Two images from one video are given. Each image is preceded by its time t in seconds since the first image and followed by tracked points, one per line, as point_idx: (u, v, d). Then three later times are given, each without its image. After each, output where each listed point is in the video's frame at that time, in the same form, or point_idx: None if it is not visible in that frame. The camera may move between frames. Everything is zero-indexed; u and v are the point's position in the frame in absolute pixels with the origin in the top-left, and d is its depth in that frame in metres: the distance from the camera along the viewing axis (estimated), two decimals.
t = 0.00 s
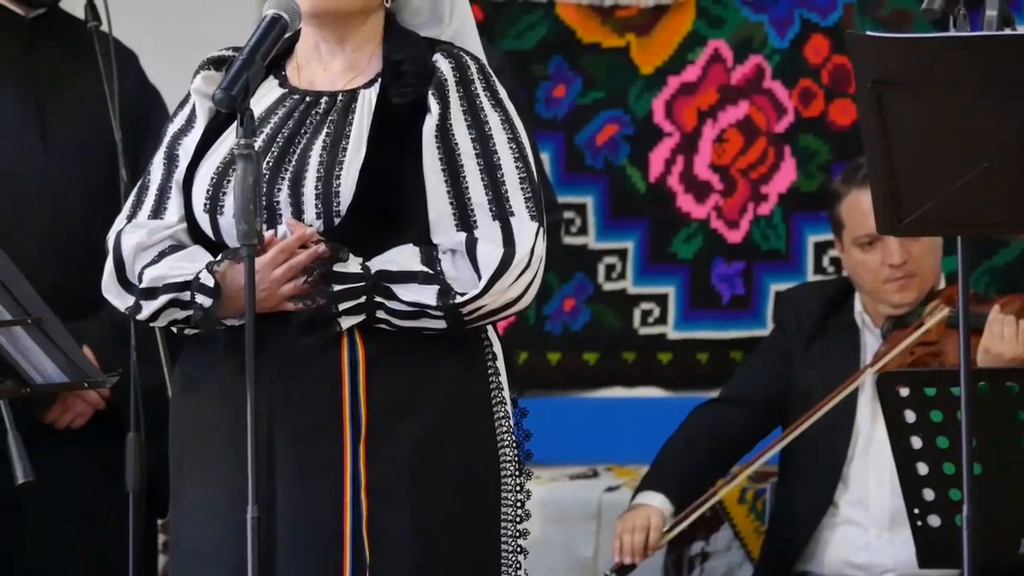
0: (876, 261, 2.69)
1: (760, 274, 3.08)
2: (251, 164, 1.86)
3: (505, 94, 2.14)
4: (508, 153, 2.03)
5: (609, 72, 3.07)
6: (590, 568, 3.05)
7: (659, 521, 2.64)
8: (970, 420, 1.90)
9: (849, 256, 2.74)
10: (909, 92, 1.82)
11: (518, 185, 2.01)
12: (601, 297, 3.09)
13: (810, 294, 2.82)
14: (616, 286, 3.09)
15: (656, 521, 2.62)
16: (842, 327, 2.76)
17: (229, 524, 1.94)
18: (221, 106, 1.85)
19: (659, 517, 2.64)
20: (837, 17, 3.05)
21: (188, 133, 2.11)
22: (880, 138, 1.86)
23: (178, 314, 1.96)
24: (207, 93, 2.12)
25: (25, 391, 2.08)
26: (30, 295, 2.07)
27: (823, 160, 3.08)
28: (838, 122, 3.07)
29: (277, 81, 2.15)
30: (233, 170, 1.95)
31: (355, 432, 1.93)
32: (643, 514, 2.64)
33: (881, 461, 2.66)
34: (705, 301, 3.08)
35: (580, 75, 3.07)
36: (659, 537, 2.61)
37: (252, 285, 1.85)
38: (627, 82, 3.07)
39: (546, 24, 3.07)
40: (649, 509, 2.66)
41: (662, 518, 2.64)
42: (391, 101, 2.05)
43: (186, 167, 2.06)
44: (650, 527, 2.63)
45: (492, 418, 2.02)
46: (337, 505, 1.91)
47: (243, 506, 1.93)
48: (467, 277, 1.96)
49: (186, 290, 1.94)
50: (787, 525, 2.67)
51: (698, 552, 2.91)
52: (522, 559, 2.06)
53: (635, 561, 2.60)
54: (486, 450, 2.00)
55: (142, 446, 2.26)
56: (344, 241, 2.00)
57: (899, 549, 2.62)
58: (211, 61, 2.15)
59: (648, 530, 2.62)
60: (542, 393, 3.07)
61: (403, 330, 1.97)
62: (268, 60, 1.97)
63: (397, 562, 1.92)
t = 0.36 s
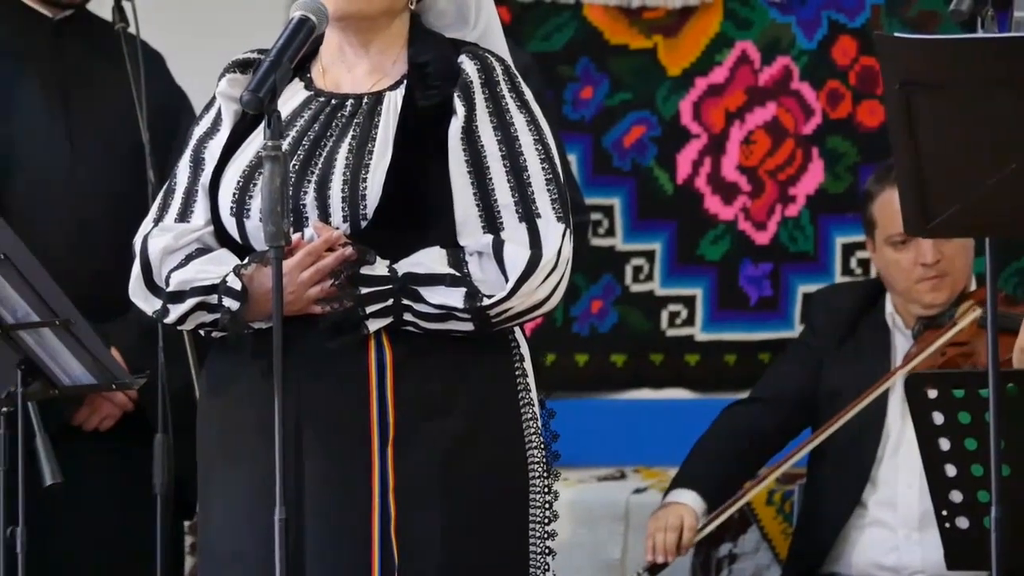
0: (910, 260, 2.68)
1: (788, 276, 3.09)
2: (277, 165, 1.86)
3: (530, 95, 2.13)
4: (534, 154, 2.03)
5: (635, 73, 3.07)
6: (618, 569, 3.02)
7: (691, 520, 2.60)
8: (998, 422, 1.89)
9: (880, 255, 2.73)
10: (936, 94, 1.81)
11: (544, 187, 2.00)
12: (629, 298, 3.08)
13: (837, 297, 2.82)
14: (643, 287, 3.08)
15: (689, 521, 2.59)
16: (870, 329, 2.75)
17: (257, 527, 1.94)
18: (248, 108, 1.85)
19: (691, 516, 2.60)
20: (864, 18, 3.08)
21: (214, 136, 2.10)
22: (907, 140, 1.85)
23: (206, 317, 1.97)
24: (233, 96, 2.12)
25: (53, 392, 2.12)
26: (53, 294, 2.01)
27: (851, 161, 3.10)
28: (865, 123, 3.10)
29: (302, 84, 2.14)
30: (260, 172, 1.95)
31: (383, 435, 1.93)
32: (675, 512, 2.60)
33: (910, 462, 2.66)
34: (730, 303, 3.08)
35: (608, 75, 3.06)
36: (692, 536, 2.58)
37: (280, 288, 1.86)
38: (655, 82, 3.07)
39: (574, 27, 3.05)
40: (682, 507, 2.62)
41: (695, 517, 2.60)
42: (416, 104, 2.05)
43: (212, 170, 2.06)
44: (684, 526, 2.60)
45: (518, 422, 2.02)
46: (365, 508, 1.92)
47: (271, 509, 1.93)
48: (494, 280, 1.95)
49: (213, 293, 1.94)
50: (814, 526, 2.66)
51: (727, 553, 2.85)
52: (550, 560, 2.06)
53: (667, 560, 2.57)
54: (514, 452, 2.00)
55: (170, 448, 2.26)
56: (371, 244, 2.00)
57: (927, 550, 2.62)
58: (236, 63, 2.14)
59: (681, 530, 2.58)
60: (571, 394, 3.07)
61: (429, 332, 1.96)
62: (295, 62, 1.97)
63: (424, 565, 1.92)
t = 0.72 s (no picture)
0: (941, 258, 2.65)
1: (815, 278, 3.08)
2: (303, 168, 1.87)
3: (556, 97, 2.13)
4: (559, 157, 2.02)
5: (662, 74, 3.06)
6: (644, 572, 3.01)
7: (761, 491, 2.58)
8: None
9: (912, 253, 2.71)
10: (963, 96, 1.79)
11: (570, 190, 2.00)
12: (655, 300, 3.07)
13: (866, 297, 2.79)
14: (670, 290, 3.07)
15: (760, 490, 2.57)
16: (898, 330, 2.73)
17: (283, 529, 1.94)
18: (275, 110, 1.85)
19: (761, 485, 2.58)
20: (892, 20, 3.08)
21: (240, 138, 2.09)
22: (934, 142, 1.84)
23: (231, 320, 1.96)
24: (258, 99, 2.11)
25: (79, 393, 2.13)
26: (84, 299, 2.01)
27: (878, 164, 3.09)
28: (892, 126, 3.09)
29: (328, 86, 2.14)
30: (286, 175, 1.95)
31: (407, 437, 1.93)
32: (746, 482, 2.58)
33: (940, 462, 2.62)
34: (757, 305, 3.08)
35: (634, 78, 3.06)
36: (765, 505, 2.55)
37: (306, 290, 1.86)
38: (682, 84, 3.06)
39: (600, 29, 3.05)
40: (746, 477, 2.60)
41: (764, 487, 2.58)
42: (442, 106, 2.05)
43: (237, 173, 2.06)
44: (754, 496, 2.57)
45: (543, 425, 2.02)
46: (390, 510, 1.91)
47: (296, 511, 1.93)
48: (520, 282, 1.96)
49: (238, 295, 1.94)
50: (840, 529, 2.65)
51: (753, 557, 2.82)
52: (575, 563, 2.06)
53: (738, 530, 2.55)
54: (539, 455, 2.00)
55: (196, 449, 2.26)
56: (397, 246, 2.00)
57: (956, 551, 2.59)
58: (261, 66, 2.12)
59: (752, 500, 2.56)
60: (598, 397, 3.06)
61: (455, 334, 1.96)
62: (321, 63, 1.98)
63: (450, 568, 1.92)
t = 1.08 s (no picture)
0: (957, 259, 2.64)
1: (833, 280, 3.08)
2: (323, 171, 1.87)
3: (574, 100, 2.13)
4: (577, 160, 2.02)
5: (681, 76, 3.05)
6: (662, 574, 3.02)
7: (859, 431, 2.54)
8: None
9: (928, 255, 2.70)
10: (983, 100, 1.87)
11: (588, 193, 2.00)
12: (673, 303, 3.07)
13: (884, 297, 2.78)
14: (689, 293, 3.07)
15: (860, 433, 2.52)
16: (916, 332, 2.72)
17: (302, 531, 1.94)
18: (295, 114, 1.86)
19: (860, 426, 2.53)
20: (911, 23, 3.07)
21: (259, 141, 2.10)
22: (953, 145, 1.91)
23: (250, 322, 1.97)
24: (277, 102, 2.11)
25: (99, 396, 2.14)
26: (102, 301, 2.00)
27: (898, 167, 3.09)
28: (911, 129, 3.09)
29: (347, 89, 2.14)
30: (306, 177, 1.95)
31: (426, 440, 1.94)
32: (846, 423, 2.53)
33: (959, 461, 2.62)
34: (776, 307, 3.07)
35: (654, 81, 3.05)
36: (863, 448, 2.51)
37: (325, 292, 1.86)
38: (701, 87, 3.05)
39: (619, 32, 3.03)
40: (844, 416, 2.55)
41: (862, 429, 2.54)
42: (460, 109, 2.05)
43: (257, 176, 2.06)
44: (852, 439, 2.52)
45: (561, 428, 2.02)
46: (408, 513, 1.92)
47: (315, 513, 1.94)
48: (537, 284, 1.96)
49: (257, 298, 1.95)
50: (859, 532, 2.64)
51: (771, 559, 3.02)
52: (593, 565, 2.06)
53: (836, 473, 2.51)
54: (557, 457, 2.00)
55: (215, 451, 2.26)
56: (416, 248, 2.01)
57: (973, 551, 2.59)
58: (281, 69, 2.12)
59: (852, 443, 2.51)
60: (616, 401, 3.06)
61: (473, 336, 1.97)
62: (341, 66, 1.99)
63: (468, 571, 1.92)
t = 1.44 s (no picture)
0: (968, 263, 2.63)
1: (852, 284, 3.08)
2: (341, 175, 1.87)
3: (593, 105, 2.13)
4: (596, 164, 2.02)
5: (699, 81, 3.05)
6: None
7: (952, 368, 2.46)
8: None
9: (939, 260, 2.69)
10: (1002, 103, 1.86)
11: (607, 197, 2.00)
12: (692, 308, 3.06)
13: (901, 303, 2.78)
14: (707, 297, 3.06)
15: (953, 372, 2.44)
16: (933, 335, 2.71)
17: (321, 535, 1.94)
18: (314, 118, 1.86)
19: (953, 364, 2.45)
20: (930, 27, 3.07)
21: (278, 146, 2.10)
22: (972, 147, 1.91)
23: (269, 327, 1.97)
24: (296, 106, 2.11)
25: (117, 401, 2.14)
26: (120, 305, 2.00)
27: (916, 171, 3.09)
28: (930, 133, 3.08)
29: (366, 94, 2.14)
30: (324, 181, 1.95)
31: (444, 443, 1.93)
32: (942, 361, 2.44)
33: (976, 465, 2.57)
34: (794, 312, 3.07)
35: (672, 85, 3.04)
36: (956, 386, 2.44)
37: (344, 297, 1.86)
38: (720, 91, 3.05)
39: (638, 36, 3.04)
40: (936, 352, 2.46)
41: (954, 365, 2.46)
42: (478, 113, 2.05)
43: (275, 181, 2.06)
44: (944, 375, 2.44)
45: (580, 433, 2.02)
46: (427, 516, 1.91)
47: (334, 517, 1.93)
48: (557, 289, 1.95)
49: (276, 302, 1.95)
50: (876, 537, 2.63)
51: (789, 563, 3.02)
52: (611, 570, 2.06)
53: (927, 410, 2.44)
54: (576, 462, 2.00)
55: (233, 456, 2.25)
56: (434, 253, 2.01)
57: (991, 554, 2.55)
58: (299, 74, 2.13)
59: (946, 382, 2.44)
60: (633, 405, 3.04)
61: (492, 340, 1.97)
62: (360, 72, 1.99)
63: None
